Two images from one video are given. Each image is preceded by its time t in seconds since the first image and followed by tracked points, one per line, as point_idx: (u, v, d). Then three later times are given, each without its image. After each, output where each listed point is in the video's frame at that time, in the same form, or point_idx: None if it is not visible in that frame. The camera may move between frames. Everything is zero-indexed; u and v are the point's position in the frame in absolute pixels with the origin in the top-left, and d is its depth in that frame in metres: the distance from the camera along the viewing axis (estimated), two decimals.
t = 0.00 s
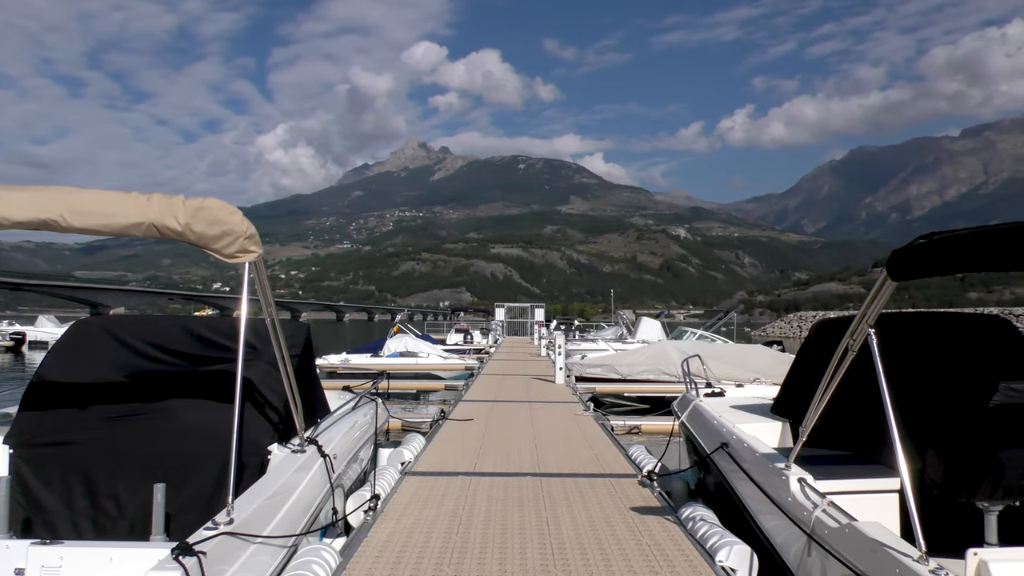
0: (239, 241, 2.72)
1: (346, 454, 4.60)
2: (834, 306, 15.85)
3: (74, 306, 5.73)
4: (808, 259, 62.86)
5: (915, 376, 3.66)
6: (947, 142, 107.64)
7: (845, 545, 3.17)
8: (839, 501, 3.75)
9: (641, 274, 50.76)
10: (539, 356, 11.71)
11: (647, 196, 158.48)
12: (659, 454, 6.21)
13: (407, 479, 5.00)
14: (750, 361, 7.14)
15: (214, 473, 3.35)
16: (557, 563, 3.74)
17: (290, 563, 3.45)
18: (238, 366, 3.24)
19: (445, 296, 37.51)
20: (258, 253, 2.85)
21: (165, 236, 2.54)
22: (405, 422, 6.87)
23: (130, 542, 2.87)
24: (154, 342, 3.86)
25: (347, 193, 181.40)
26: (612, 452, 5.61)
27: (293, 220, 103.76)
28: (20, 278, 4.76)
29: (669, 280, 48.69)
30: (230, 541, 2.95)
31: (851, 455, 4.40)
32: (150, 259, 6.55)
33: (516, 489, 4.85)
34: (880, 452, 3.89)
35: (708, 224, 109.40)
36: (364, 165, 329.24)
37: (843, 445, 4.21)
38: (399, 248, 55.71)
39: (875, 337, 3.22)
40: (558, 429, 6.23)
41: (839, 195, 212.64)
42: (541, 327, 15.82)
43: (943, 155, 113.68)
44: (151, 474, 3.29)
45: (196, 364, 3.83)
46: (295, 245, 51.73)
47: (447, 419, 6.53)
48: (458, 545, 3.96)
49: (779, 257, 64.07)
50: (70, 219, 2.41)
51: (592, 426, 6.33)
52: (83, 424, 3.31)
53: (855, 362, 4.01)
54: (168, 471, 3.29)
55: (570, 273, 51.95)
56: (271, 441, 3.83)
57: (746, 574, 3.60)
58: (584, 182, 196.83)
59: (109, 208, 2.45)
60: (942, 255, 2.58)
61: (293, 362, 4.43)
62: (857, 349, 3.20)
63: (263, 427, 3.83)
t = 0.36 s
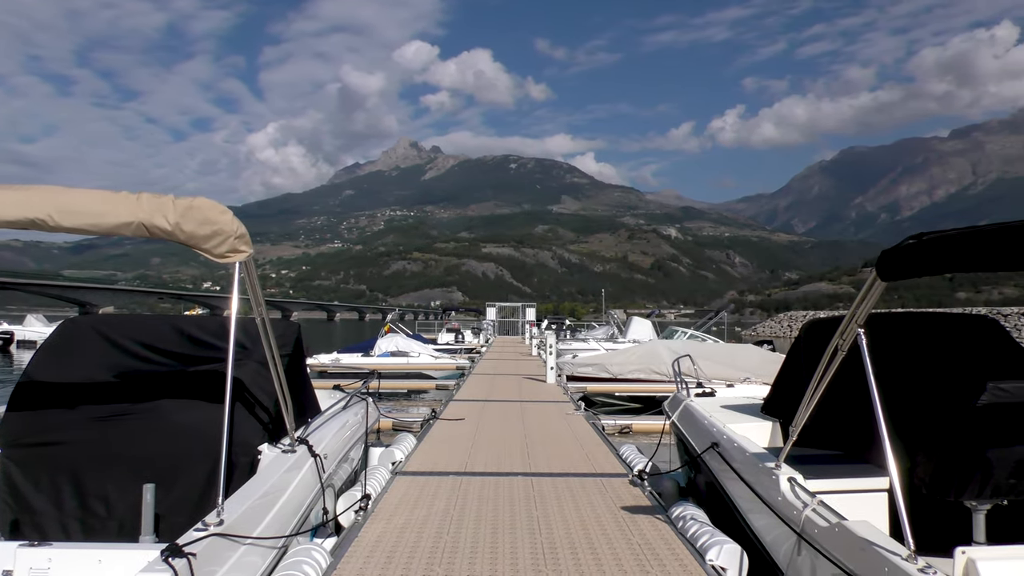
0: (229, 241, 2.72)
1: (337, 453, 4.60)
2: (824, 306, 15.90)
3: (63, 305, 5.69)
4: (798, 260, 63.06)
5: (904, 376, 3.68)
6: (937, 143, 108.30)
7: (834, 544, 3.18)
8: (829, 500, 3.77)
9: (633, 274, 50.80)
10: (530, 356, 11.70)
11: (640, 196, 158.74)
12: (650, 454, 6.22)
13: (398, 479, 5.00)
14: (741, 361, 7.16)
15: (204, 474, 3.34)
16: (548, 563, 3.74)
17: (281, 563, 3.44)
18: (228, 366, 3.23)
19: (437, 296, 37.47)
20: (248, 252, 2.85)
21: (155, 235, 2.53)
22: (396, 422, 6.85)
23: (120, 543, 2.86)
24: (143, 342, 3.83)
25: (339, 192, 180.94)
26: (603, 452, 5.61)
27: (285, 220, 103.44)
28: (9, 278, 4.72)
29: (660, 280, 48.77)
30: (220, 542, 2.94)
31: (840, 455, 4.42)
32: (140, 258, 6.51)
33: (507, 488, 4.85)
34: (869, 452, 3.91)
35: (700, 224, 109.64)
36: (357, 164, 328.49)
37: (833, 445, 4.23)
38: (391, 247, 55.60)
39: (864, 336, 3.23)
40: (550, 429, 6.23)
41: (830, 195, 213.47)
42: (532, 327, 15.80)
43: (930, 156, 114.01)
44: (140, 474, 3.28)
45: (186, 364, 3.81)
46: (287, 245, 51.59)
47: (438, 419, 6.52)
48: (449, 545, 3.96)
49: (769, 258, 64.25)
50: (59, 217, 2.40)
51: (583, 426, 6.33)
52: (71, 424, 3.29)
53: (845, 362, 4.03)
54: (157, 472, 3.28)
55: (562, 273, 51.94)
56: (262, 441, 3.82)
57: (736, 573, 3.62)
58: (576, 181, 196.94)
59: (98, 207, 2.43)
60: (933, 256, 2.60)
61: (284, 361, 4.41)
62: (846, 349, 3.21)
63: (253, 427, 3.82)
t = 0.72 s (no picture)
0: (220, 240, 2.71)
1: (328, 453, 4.59)
2: (815, 306, 15.92)
3: (52, 305, 5.66)
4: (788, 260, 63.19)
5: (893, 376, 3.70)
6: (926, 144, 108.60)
7: (825, 543, 3.19)
8: (819, 500, 3.78)
9: (626, 274, 50.83)
10: (522, 356, 11.70)
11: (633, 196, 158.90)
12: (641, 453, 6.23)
13: (390, 479, 4.99)
14: (732, 361, 7.17)
15: (196, 473, 3.33)
16: (540, 563, 3.73)
17: (272, 563, 3.43)
18: (219, 366, 3.22)
19: (429, 295, 37.43)
20: (239, 252, 2.84)
21: (145, 234, 2.52)
22: (387, 422, 6.84)
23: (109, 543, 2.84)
24: (132, 341, 3.81)
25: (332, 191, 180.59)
26: (595, 452, 5.62)
27: (277, 219, 103.16)
28: None
29: (653, 279, 48.82)
30: (211, 542, 2.93)
31: (830, 454, 4.44)
32: (130, 258, 6.46)
33: (498, 488, 4.85)
34: (859, 451, 3.93)
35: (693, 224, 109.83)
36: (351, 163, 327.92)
37: (823, 444, 4.25)
38: (383, 247, 55.49)
39: (854, 336, 3.24)
40: (541, 429, 6.23)
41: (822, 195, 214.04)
42: (524, 326, 15.79)
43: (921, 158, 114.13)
44: (130, 474, 3.25)
45: (176, 363, 3.81)
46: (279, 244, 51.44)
47: (430, 419, 6.51)
48: (441, 544, 3.96)
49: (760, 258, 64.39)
50: (48, 217, 2.38)
51: (574, 426, 6.34)
52: (60, 424, 3.28)
53: (835, 362, 4.04)
54: (148, 472, 3.26)
55: (555, 273, 51.95)
56: (253, 441, 3.81)
57: (727, 572, 3.62)
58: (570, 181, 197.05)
59: (88, 206, 2.42)
60: (922, 256, 2.61)
61: (274, 361, 4.40)
62: (837, 349, 3.22)
63: (243, 426, 3.81)
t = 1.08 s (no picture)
0: (211, 239, 2.70)
1: (320, 453, 4.58)
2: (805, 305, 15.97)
3: (42, 305, 5.63)
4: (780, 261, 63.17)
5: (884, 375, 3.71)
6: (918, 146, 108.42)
7: (815, 541, 3.20)
8: (809, 498, 3.80)
9: (617, 274, 50.86)
10: (513, 356, 11.70)
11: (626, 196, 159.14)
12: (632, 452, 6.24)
13: (381, 479, 4.98)
14: (723, 361, 7.18)
15: (186, 472, 3.29)
16: (531, 563, 3.73)
17: (262, 563, 3.42)
18: (209, 366, 3.21)
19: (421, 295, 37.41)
20: (231, 251, 2.83)
21: (135, 233, 2.51)
22: (379, 422, 6.82)
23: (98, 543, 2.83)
24: (122, 341, 3.82)
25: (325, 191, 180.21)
26: (587, 451, 5.63)
27: (270, 219, 102.88)
28: None
29: (646, 280, 48.90)
30: (201, 542, 2.92)
31: (820, 453, 4.45)
32: (120, 256, 6.42)
33: (490, 488, 4.84)
34: (849, 449, 3.94)
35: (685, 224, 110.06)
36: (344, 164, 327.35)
37: (814, 443, 4.26)
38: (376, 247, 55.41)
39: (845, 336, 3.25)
40: (533, 428, 6.23)
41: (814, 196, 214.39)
42: (516, 326, 15.79)
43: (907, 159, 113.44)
44: (120, 474, 3.19)
45: (166, 362, 3.82)
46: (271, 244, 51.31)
47: (421, 418, 6.50)
48: (433, 544, 3.95)
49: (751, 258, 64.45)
50: (37, 216, 2.38)
51: (566, 425, 6.34)
52: (49, 425, 3.27)
53: (826, 361, 4.06)
54: (138, 472, 3.20)
55: (547, 273, 51.97)
56: (243, 441, 3.80)
57: (718, 571, 3.61)
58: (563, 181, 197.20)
59: (76, 205, 2.42)
60: (910, 255, 2.63)
61: (266, 361, 4.39)
62: (827, 348, 3.23)
63: (234, 426, 3.81)
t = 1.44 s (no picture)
0: (202, 237, 2.69)
1: (311, 452, 4.57)
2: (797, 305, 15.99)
3: (32, 304, 5.59)
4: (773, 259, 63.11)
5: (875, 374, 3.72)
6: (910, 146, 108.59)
7: (806, 540, 3.21)
8: (801, 498, 3.81)
9: (611, 274, 50.91)
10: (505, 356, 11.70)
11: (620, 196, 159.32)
12: (624, 452, 6.25)
13: (373, 478, 4.98)
14: (715, 360, 7.20)
15: (177, 472, 3.28)
16: (524, 563, 3.72)
17: (253, 563, 3.42)
18: (200, 365, 3.20)
19: (413, 295, 37.38)
20: (221, 249, 2.83)
21: (126, 231, 2.50)
22: (371, 422, 6.80)
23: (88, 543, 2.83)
24: (112, 340, 3.80)
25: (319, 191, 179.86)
26: (579, 450, 5.63)
27: (263, 218, 102.62)
28: None
29: (639, 279, 48.94)
30: (192, 542, 2.91)
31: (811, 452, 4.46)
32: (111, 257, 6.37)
33: (482, 487, 4.85)
34: (840, 448, 3.95)
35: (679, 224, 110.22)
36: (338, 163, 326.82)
37: (805, 442, 4.27)
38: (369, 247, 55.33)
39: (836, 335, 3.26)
40: (525, 428, 6.24)
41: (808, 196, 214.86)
42: (508, 325, 15.78)
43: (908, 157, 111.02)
44: (111, 474, 3.19)
45: (157, 361, 3.80)
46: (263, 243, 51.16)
47: (413, 418, 6.50)
48: (425, 544, 3.95)
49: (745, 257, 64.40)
50: (27, 214, 2.37)
51: (558, 425, 6.35)
52: (40, 425, 3.26)
53: (818, 361, 4.07)
54: (128, 472, 3.20)
55: (541, 273, 51.97)
56: (235, 441, 3.79)
57: (709, 570, 3.65)
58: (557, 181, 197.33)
59: (67, 203, 2.40)
60: (902, 254, 2.63)
61: (257, 360, 4.38)
62: (818, 347, 3.24)
63: (225, 425, 3.79)
